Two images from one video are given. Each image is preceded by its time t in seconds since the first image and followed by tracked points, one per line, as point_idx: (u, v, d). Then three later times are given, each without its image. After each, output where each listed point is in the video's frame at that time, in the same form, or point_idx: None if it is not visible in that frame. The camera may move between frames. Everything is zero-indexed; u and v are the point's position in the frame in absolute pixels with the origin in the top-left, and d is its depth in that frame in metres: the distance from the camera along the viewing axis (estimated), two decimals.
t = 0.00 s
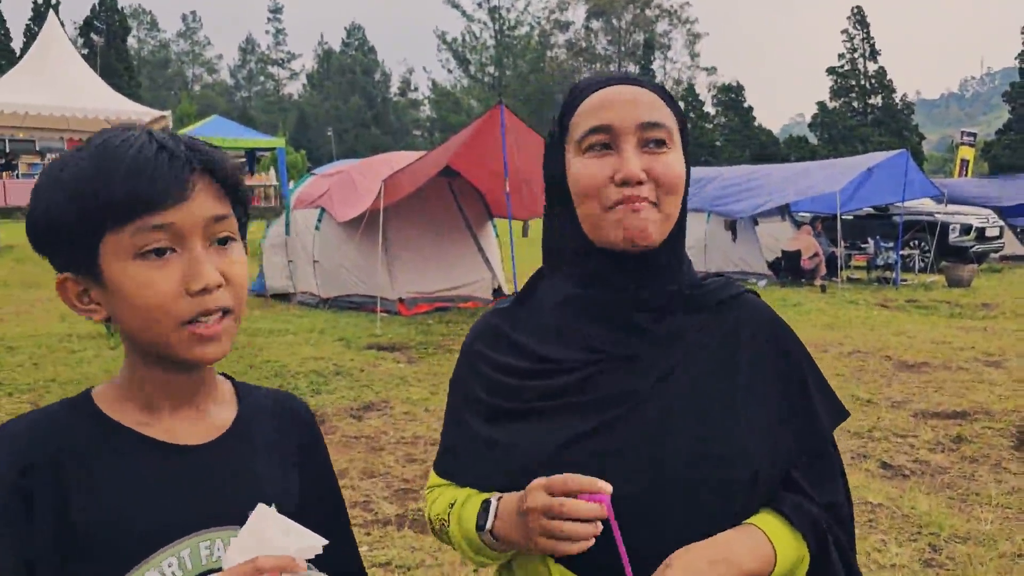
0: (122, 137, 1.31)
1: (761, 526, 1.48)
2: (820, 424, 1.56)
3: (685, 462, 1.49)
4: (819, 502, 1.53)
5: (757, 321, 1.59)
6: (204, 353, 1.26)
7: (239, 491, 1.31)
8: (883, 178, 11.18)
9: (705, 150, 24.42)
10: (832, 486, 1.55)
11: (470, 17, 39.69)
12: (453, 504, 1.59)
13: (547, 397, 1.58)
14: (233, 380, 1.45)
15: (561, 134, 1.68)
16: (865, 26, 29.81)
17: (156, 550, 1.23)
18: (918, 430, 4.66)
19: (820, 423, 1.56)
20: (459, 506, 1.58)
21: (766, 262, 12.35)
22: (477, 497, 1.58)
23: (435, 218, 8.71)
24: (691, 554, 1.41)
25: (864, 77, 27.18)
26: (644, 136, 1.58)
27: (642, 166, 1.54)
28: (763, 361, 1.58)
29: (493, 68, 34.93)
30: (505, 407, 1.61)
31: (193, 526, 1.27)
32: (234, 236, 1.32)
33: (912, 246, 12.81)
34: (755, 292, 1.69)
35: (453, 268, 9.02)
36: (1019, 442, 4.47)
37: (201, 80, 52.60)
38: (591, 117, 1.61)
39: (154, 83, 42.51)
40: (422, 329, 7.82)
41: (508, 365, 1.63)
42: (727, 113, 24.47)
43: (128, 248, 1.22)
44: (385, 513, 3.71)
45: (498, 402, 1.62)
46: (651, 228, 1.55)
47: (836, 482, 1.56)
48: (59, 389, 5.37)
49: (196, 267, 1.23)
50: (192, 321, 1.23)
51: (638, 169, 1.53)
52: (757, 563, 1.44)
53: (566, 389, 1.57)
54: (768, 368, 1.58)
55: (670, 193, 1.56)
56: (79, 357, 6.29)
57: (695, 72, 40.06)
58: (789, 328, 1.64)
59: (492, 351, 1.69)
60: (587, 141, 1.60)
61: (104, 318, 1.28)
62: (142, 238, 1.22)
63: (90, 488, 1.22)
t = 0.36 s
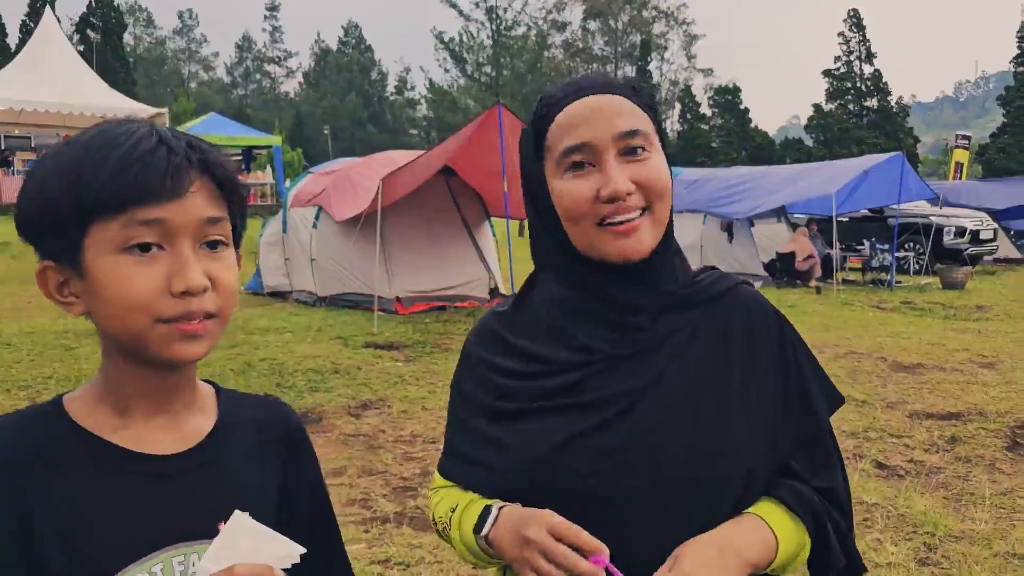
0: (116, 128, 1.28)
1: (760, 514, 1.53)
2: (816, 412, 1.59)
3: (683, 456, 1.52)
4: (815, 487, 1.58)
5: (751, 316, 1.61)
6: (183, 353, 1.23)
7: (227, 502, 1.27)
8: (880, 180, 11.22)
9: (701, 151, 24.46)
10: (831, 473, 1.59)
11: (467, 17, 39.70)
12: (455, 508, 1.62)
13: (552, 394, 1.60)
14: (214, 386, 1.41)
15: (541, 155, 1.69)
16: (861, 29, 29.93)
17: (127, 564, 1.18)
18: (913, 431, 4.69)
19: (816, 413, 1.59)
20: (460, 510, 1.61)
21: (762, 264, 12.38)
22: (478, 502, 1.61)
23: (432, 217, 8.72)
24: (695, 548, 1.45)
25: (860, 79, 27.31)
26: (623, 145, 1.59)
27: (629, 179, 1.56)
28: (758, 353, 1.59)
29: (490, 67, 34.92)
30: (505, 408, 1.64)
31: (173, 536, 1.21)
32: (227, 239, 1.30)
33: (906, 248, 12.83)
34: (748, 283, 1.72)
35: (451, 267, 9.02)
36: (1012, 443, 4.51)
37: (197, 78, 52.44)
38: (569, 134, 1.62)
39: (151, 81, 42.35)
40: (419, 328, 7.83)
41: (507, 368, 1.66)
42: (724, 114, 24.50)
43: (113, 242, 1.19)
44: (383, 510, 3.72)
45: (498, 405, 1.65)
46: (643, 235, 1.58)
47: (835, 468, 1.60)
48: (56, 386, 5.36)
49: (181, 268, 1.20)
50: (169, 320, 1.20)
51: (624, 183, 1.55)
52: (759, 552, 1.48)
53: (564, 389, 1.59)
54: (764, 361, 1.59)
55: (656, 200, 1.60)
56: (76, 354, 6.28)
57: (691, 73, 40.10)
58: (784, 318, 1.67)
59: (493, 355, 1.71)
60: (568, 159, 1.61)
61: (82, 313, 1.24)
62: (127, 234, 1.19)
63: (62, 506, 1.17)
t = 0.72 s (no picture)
0: (201, 124, 1.33)
1: (762, 504, 1.54)
2: (816, 400, 1.59)
3: (680, 450, 1.54)
4: (817, 474, 1.60)
5: (748, 306, 1.63)
6: (251, 342, 1.29)
7: (250, 492, 1.29)
8: (876, 184, 11.28)
9: (698, 153, 24.48)
10: (833, 460, 1.60)
11: (464, 18, 39.69)
12: (465, 512, 1.67)
13: (551, 397, 1.64)
14: (269, 371, 1.48)
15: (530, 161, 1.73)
16: (858, 33, 30.01)
17: (193, 544, 1.24)
18: (909, 432, 4.74)
19: (817, 400, 1.60)
20: (470, 514, 1.66)
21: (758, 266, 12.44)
22: (489, 505, 1.65)
23: (429, 217, 8.75)
24: (688, 532, 1.47)
25: (856, 83, 27.43)
26: (605, 146, 1.62)
27: (611, 179, 1.58)
28: (757, 343, 1.61)
29: (487, 68, 34.89)
30: (510, 411, 1.68)
31: (235, 513, 1.28)
32: (294, 236, 1.36)
33: (902, 251, 13.01)
34: (747, 272, 1.73)
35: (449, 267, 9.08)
36: (1007, 445, 4.56)
37: (193, 76, 52.27)
38: (555, 137, 1.65)
39: (146, 79, 42.19)
40: (418, 328, 7.85)
41: (508, 371, 1.72)
42: (720, 117, 24.57)
43: (192, 234, 1.25)
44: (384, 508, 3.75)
45: (502, 409, 1.70)
46: (628, 230, 1.60)
47: (837, 456, 1.61)
48: (56, 383, 5.37)
49: (255, 261, 1.26)
50: (240, 311, 1.26)
51: (608, 184, 1.57)
52: (760, 541, 1.50)
53: (562, 391, 1.64)
54: (761, 350, 1.61)
55: (643, 198, 1.61)
56: (76, 351, 6.30)
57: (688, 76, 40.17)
58: (784, 305, 1.68)
59: (496, 361, 1.76)
60: (554, 162, 1.65)
61: (155, 295, 1.31)
62: (205, 227, 1.25)
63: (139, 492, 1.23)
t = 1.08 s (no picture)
0: (273, 145, 1.37)
1: (746, 507, 1.57)
2: (802, 411, 1.64)
3: (671, 450, 1.57)
4: (798, 484, 1.63)
5: (742, 314, 1.67)
6: (326, 339, 1.31)
7: (278, 481, 1.26)
8: (870, 187, 11.30)
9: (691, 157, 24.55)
10: (815, 472, 1.64)
11: (459, 20, 39.71)
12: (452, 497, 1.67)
13: (546, 389, 1.66)
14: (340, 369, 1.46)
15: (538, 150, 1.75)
16: (851, 38, 30.13)
17: (258, 535, 1.24)
18: (902, 436, 4.77)
19: (802, 411, 1.64)
20: (456, 500, 1.66)
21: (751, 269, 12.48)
22: (470, 496, 1.66)
23: (425, 219, 8.76)
24: (669, 531, 1.50)
25: (849, 88, 27.57)
26: (614, 143, 1.64)
27: (613, 175, 1.60)
28: (747, 352, 1.65)
29: (481, 70, 34.90)
30: (502, 402, 1.70)
31: (297, 503, 1.27)
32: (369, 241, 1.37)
33: (894, 255, 13.01)
34: (738, 283, 1.76)
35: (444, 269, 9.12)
36: (999, 449, 4.59)
37: (188, 76, 52.12)
38: (563, 129, 1.67)
39: (140, 79, 42.06)
40: (413, 329, 7.86)
41: (499, 363, 1.74)
42: (713, 120, 24.61)
43: (276, 234, 1.29)
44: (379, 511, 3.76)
45: (493, 399, 1.71)
46: (627, 230, 1.62)
47: (818, 467, 1.65)
48: (52, 382, 5.36)
49: (332, 262, 1.29)
50: (321, 307, 1.28)
51: (609, 179, 1.59)
52: (745, 542, 1.52)
53: (557, 383, 1.66)
54: (751, 358, 1.65)
55: (643, 197, 1.63)
56: (71, 350, 6.29)
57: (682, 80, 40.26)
58: (773, 318, 1.72)
59: (487, 352, 1.78)
60: (560, 153, 1.67)
61: (238, 298, 1.35)
62: (290, 227, 1.28)
63: (215, 481, 1.24)
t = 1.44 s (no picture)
0: (339, 157, 1.44)
1: (721, 514, 1.59)
2: (783, 421, 1.65)
3: (651, 452, 1.58)
4: (776, 493, 1.65)
5: (730, 323, 1.68)
6: (363, 344, 1.37)
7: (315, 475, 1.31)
8: (868, 189, 11.35)
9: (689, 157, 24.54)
10: (792, 481, 1.66)
11: (456, 19, 39.69)
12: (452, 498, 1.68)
13: (531, 387, 1.67)
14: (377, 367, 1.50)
15: (533, 151, 1.75)
16: (848, 39, 30.17)
17: (285, 519, 1.30)
18: (899, 437, 4.78)
19: (782, 420, 1.66)
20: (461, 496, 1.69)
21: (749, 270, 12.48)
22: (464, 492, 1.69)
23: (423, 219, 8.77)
24: (646, 531, 1.51)
25: (846, 89, 27.63)
26: (607, 151, 1.64)
27: (605, 184, 1.60)
28: (731, 360, 1.66)
29: (478, 69, 34.85)
30: (488, 398, 1.71)
31: (323, 495, 1.32)
32: (411, 255, 1.44)
33: (891, 257, 13.07)
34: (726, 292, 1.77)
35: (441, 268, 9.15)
36: (996, 450, 4.61)
37: (183, 75, 51.94)
38: (557, 135, 1.67)
39: (135, 77, 41.86)
40: (411, 329, 7.86)
41: (484, 361, 1.75)
42: (711, 121, 24.62)
43: (325, 241, 1.35)
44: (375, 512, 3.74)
45: (477, 395, 1.73)
46: (614, 238, 1.61)
47: (795, 476, 1.67)
48: (49, 381, 5.35)
49: (374, 273, 1.35)
50: (359, 314, 1.35)
51: (601, 187, 1.59)
52: (719, 548, 1.54)
53: (542, 382, 1.66)
54: (735, 367, 1.66)
55: (634, 206, 1.63)
56: (68, 349, 6.27)
57: (679, 80, 40.29)
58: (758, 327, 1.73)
59: (474, 348, 1.79)
60: (554, 158, 1.67)
61: (286, 299, 1.41)
62: (337, 235, 1.35)
63: (251, 469, 1.29)
